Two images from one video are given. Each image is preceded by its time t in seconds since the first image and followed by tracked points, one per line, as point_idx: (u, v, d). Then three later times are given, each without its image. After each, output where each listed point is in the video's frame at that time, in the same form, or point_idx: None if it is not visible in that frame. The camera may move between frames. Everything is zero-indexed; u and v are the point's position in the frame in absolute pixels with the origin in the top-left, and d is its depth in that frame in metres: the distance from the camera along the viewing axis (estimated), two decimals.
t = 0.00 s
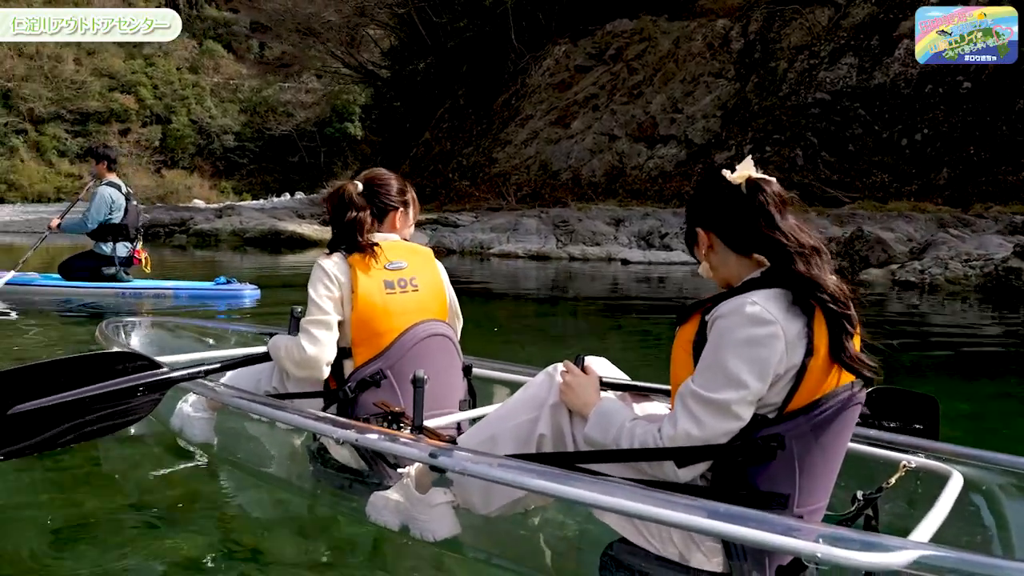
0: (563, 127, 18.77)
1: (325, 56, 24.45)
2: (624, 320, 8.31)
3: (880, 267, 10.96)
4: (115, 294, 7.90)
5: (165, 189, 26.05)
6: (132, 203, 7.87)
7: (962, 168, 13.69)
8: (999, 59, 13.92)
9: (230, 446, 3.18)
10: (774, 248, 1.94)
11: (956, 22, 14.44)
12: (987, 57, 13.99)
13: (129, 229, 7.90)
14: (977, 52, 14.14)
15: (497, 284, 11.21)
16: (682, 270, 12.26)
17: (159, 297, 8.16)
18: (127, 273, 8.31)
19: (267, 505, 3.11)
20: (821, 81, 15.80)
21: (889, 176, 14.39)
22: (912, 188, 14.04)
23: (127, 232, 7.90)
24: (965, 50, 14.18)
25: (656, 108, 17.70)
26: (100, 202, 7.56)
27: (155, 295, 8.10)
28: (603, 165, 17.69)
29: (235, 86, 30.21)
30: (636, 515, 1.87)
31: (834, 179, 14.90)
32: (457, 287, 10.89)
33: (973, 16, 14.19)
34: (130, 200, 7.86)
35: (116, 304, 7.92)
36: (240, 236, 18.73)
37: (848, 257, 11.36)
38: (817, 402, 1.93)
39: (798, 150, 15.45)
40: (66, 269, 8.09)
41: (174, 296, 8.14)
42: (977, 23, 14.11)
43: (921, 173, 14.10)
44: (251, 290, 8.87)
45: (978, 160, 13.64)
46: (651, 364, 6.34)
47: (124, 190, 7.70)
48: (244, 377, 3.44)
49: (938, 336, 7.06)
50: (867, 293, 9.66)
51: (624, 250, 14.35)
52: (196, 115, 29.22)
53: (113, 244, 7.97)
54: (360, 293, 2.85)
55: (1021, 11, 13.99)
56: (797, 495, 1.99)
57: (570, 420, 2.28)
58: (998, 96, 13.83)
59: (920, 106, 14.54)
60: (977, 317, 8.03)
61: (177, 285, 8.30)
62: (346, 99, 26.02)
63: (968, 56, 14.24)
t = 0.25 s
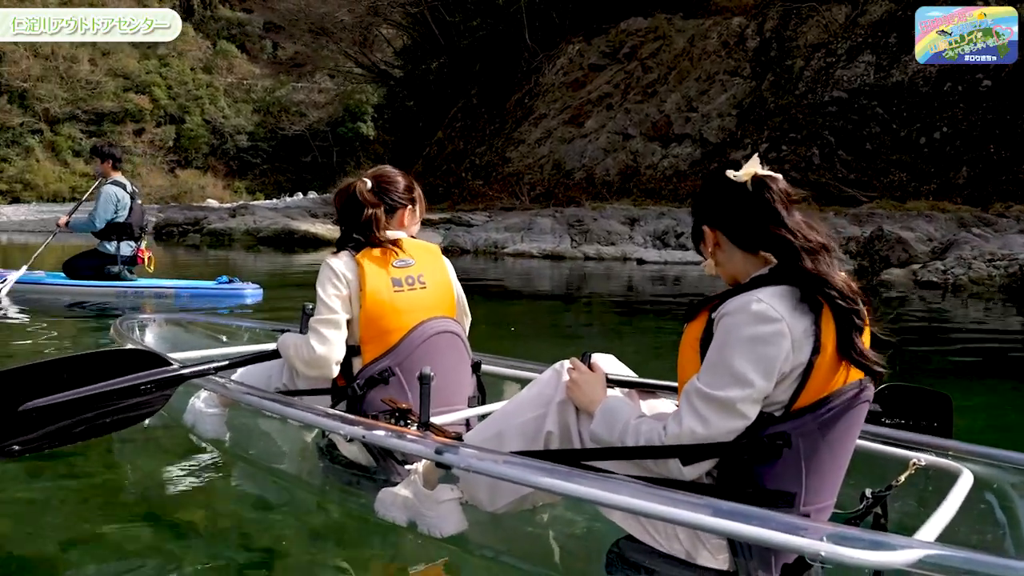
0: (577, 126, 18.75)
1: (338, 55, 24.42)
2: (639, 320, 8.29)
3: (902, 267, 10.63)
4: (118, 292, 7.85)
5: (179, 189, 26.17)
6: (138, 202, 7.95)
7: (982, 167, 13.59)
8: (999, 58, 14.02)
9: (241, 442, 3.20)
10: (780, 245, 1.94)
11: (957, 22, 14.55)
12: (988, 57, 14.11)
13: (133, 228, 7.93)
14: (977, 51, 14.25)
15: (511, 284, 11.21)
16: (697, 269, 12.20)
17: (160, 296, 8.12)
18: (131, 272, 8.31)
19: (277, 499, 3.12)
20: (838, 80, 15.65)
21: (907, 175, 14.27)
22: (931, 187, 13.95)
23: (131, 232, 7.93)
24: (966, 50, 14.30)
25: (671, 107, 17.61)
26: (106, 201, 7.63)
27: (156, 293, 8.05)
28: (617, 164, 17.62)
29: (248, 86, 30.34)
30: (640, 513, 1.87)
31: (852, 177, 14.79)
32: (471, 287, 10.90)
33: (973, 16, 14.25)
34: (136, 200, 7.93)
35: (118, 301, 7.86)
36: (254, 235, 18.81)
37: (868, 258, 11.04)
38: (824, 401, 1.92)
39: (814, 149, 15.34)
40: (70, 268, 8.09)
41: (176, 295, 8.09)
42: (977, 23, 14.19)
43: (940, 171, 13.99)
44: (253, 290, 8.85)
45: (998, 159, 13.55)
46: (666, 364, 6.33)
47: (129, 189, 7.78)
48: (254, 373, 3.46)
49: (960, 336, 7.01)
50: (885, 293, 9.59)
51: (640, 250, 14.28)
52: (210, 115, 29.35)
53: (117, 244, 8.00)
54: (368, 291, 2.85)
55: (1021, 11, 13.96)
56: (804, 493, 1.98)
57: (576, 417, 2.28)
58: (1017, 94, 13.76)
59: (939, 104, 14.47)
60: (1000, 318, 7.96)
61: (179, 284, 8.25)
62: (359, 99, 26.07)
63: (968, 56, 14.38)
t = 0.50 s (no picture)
0: (587, 126, 18.72)
1: (348, 55, 24.39)
2: (649, 320, 8.27)
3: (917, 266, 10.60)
4: (117, 291, 7.84)
5: (188, 189, 26.24)
6: (139, 202, 7.97)
7: (997, 167, 13.54)
8: (998, 59, 14.08)
9: (246, 438, 3.21)
10: (779, 242, 1.93)
11: (957, 22, 14.66)
12: (987, 57, 14.16)
13: (134, 227, 7.96)
14: (977, 52, 14.31)
15: (520, 283, 11.21)
16: (709, 270, 12.15)
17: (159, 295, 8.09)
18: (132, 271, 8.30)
19: (281, 496, 3.14)
20: (850, 78, 15.55)
21: (921, 175, 14.21)
22: (945, 186, 13.92)
23: (132, 231, 7.95)
24: (966, 50, 14.34)
25: (682, 106, 17.54)
26: (107, 199, 7.66)
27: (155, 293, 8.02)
28: (628, 164, 17.62)
29: (258, 86, 30.41)
30: (640, 510, 1.87)
31: (864, 177, 14.70)
32: (480, 287, 10.89)
33: (973, 16, 14.34)
34: (136, 199, 7.96)
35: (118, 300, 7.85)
36: (263, 235, 18.87)
37: (883, 257, 11.06)
38: (825, 398, 1.91)
39: (826, 147, 15.23)
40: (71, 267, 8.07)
41: (174, 292, 8.08)
42: (977, 23, 14.25)
43: (954, 171, 13.97)
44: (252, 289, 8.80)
45: (1013, 158, 13.50)
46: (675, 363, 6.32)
47: (130, 187, 7.81)
48: (258, 370, 3.47)
49: (975, 336, 6.98)
50: (898, 293, 9.53)
51: (651, 250, 14.22)
52: (220, 115, 29.44)
53: (118, 243, 8.01)
54: (370, 289, 2.86)
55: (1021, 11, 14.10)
56: (804, 491, 1.98)
57: (577, 414, 2.28)
58: None
59: (954, 102, 14.44)
60: (1015, 318, 7.91)
61: (177, 283, 8.22)
62: (368, 99, 26.12)
63: (968, 56, 14.42)
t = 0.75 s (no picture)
0: (596, 125, 18.62)
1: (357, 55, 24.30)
2: (660, 321, 8.25)
3: (933, 268, 10.69)
4: (116, 291, 7.82)
5: (198, 189, 26.26)
6: (139, 201, 7.82)
7: (1012, 167, 13.52)
8: (999, 59, 14.37)
9: (253, 438, 3.23)
10: (781, 246, 1.94)
11: (957, 22, 14.86)
12: (987, 57, 14.41)
13: (134, 228, 7.86)
14: (977, 52, 14.53)
15: (530, 284, 11.21)
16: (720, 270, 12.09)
17: (157, 296, 8.05)
18: (132, 272, 8.23)
19: (287, 495, 3.16)
20: (862, 78, 15.50)
21: (934, 174, 14.17)
22: (959, 186, 13.88)
23: (133, 232, 7.87)
24: (966, 50, 14.56)
25: (692, 106, 17.47)
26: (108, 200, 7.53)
27: (153, 293, 7.97)
28: (638, 164, 17.55)
29: (266, 86, 30.47)
30: (640, 510, 1.88)
31: (877, 176, 14.64)
32: (490, 288, 10.89)
33: (973, 16, 14.59)
34: (137, 198, 7.82)
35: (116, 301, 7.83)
36: (272, 235, 18.88)
37: (898, 258, 11.16)
38: (824, 400, 1.92)
39: (838, 147, 15.15)
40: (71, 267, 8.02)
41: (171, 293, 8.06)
42: (977, 24, 14.51)
43: (968, 171, 13.94)
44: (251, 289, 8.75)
45: None
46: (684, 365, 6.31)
47: (130, 188, 7.66)
48: (265, 370, 3.49)
49: (990, 338, 6.96)
50: (910, 295, 9.49)
51: (662, 250, 14.16)
52: (229, 115, 29.48)
53: (118, 243, 7.90)
54: (376, 290, 2.88)
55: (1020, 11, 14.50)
56: (803, 492, 1.98)
57: (579, 415, 2.30)
58: None
59: (967, 102, 14.41)
60: None
61: (174, 284, 8.20)
62: (376, 99, 26.16)
63: (968, 56, 14.62)
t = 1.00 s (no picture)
0: (602, 122, 18.51)
1: (362, 52, 24.25)
2: (667, 319, 8.23)
3: (945, 266, 10.37)
4: (110, 290, 7.84)
5: (203, 186, 26.29)
6: (137, 199, 7.73)
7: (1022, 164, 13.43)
8: (999, 59, 14.27)
9: (255, 439, 3.24)
10: (785, 253, 1.94)
11: (956, 22, 14.82)
12: (987, 57, 14.33)
13: (133, 226, 7.81)
14: (976, 52, 14.47)
15: (536, 282, 11.21)
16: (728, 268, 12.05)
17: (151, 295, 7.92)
18: (129, 270, 8.18)
19: (288, 496, 3.17)
20: (872, 74, 15.44)
21: (943, 171, 14.14)
22: (969, 183, 13.82)
23: (131, 229, 7.82)
24: (965, 50, 14.49)
25: (699, 102, 17.40)
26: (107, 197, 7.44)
27: (148, 292, 7.90)
28: (644, 161, 17.47)
29: (272, 83, 30.48)
30: (638, 515, 1.88)
31: (886, 174, 14.57)
32: (496, 286, 10.88)
33: (973, 16, 14.53)
34: (135, 196, 7.73)
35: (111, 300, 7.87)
36: (278, 232, 18.91)
37: (909, 256, 10.97)
38: (823, 406, 1.92)
39: (846, 144, 15.16)
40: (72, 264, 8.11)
41: (167, 293, 8.01)
42: (977, 24, 14.43)
43: (977, 168, 13.89)
44: (246, 288, 8.70)
45: None
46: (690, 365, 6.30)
47: (128, 185, 7.57)
48: (267, 372, 3.50)
49: (1001, 337, 6.92)
50: (921, 294, 9.45)
51: (669, 248, 14.13)
52: (235, 113, 29.50)
53: (116, 242, 7.84)
54: (379, 292, 2.88)
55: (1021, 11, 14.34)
56: (801, 497, 1.99)
57: (580, 419, 2.30)
58: None
59: (977, 99, 14.36)
60: None
61: (170, 284, 8.09)
62: (382, 95, 26.16)
63: (968, 56, 14.56)
